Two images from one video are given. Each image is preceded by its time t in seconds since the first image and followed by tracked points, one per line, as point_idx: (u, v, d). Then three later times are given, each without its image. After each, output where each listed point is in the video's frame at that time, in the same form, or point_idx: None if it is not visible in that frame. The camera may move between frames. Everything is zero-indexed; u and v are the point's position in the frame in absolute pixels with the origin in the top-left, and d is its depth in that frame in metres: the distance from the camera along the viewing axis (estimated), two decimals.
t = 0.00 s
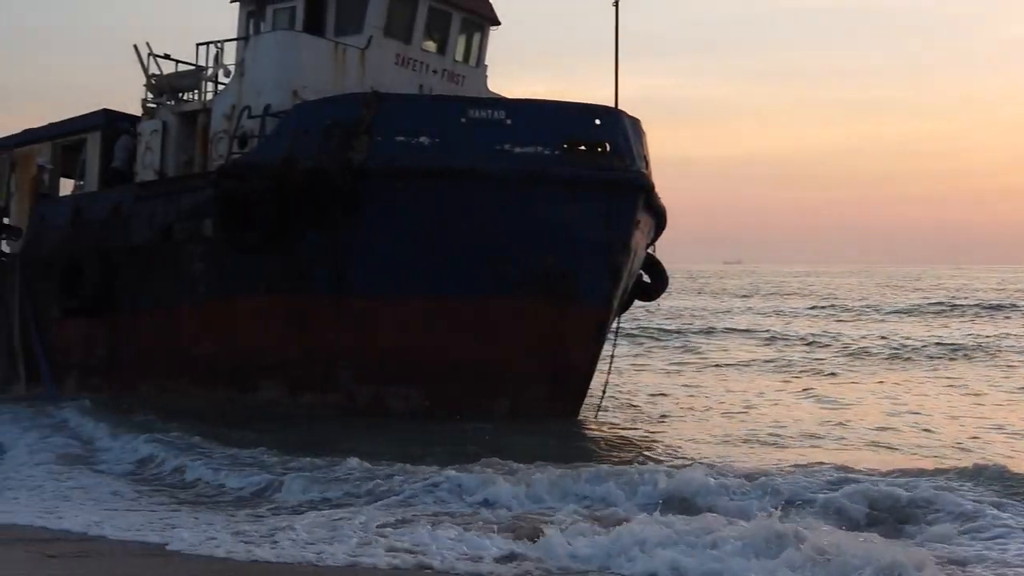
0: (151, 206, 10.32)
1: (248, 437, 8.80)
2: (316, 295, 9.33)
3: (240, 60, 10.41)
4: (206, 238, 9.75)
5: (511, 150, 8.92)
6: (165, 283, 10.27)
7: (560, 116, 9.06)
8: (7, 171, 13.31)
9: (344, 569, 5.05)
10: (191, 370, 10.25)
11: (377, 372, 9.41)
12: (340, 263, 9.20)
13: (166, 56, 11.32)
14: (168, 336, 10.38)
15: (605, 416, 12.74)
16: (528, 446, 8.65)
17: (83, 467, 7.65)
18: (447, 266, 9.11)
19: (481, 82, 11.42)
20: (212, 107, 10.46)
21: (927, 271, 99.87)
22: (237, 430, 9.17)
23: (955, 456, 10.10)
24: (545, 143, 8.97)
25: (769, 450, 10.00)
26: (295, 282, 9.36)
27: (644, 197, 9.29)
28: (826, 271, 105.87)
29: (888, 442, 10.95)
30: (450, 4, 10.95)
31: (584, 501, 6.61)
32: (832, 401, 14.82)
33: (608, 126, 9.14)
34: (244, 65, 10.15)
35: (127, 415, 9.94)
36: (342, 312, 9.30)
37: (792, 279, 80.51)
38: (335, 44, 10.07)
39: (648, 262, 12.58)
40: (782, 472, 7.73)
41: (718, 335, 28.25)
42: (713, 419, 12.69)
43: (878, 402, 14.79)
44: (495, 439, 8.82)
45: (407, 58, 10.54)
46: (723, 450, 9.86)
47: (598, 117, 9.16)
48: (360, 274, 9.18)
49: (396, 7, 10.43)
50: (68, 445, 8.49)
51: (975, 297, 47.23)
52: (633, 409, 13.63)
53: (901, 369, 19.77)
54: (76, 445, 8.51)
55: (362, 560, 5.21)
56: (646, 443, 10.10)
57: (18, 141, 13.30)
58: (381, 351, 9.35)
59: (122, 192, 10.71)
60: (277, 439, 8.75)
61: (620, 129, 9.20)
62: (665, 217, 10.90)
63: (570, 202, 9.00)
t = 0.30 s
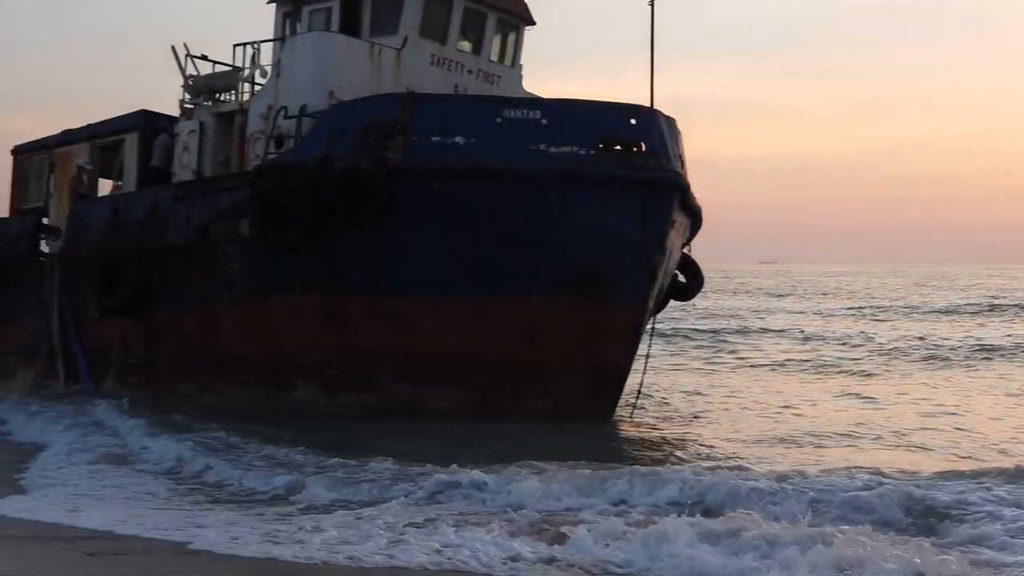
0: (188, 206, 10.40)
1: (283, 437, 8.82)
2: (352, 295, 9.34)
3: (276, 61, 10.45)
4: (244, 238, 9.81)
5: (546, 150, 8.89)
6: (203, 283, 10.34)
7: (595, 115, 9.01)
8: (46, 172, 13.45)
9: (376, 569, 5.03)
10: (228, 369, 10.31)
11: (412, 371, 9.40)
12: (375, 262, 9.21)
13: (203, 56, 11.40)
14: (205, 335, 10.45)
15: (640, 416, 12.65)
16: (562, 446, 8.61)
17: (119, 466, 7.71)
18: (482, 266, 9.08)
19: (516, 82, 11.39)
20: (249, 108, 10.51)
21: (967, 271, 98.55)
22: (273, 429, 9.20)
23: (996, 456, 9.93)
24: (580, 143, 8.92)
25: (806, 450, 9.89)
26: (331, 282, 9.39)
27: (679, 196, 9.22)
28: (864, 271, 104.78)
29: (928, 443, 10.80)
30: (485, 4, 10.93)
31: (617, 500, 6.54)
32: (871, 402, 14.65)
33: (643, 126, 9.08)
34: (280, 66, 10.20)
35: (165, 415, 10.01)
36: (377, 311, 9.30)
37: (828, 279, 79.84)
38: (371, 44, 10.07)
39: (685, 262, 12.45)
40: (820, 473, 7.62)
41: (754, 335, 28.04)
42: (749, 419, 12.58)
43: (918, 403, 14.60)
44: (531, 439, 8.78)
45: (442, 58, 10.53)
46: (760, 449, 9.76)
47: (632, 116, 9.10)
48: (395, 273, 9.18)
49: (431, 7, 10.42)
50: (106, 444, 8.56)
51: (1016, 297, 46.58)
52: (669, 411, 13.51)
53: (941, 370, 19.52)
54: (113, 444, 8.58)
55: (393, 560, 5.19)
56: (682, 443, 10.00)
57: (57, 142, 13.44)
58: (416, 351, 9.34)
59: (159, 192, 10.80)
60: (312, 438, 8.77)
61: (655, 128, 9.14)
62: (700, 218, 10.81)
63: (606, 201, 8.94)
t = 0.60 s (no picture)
0: (225, 207, 10.46)
1: (318, 436, 8.83)
2: (386, 295, 9.34)
3: (311, 62, 10.49)
4: (279, 238, 9.85)
5: (580, 149, 8.84)
6: (238, 282, 10.39)
7: (630, 115, 8.95)
8: (84, 172, 13.59)
9: (407, 570, 5.01)
10: (264, 368, 10.35)
11: (446, 370, 9.38)
12: (409, 262, 9.20)
13: (239, 57, 11.46)
14: (241, 335, 10.50)
15: (674, 416, 12.56)
16: (597, 446, 8.56)
17: (155, 464, 7.75)
18: (517, 265, 9.04)
19: (551, 82, 11.34)
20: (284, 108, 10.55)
21: (1007, 271, 97.21)
22: (308, 428, 9.21)
23: None
24: (615, 142, 8.87)
25: (843, 451, 9.78)
26: (366, 282, 9.39)
27: (715, 196, 9.14)
28: (901, 271, 103.67)
29: (968, 444, 10.65)
30: (519, 4, 10.89)
31: (649, 499, 6.47)
32: (908, 402, 14.48)
33: (678, 125, 9.02)
34: (315, 67, 10.23)
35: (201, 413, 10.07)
36: (411, 310, 9.30)
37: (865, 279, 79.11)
38: (406, 45, 10.07)
39: (720, 262, 12.32)
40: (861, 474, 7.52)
41: (789, 334, 27.81)
42: (785, 420, 12.46)
43: (957, 404, 14.41)
44: (566, 439, 8.72)
45: (477, 58, 10.51)
46: (797, 450, 9.66)
47: (667, 116, 9.04)
48: (429, 273, 9.16)
49: (466, 8, 10.40)
50: (143, 443, 8.63)
51: None
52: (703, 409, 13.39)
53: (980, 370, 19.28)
54: (149, 442, 8.64)
55: (424, 561, 5.16)
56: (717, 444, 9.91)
57: (95, 143, 13.58)
58: (451, 350, 9.33)
59: (196, 193, 10.88)
60: (347, 437, 8.78)
61: (690, 128, 9.08)
62: (735, 218, 10.72)
63: (641, 200, 8.87)
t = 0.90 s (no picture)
0: (260, 207, 10.51)
1: (352, 436, 8.84)
2: (421, 294, 9.33)
3: (345, 62, 10.50)
4: (314, 238, 9.87)
5: (614, 149, 8.79)
6: (273, 282, 10.44)
7: (664, 115, 8.89)
8: (121, 172, 13.72)
9: (442, 571, 4.97)
10: (299, 367, 10.37)
11: (480, 370, 9.35)
12: (444, 262, 9.18)
13: (274, 58, 11.51)
14: (277, 334, 10.54)
15: (708, 416, 12.47)
16: (632, 446, 8.48)
17: (191, 463, 7.79)
18: (551, 265, 8.99)
19: (585, 82, 11.28)
20: (319, 109, 10.58)
21: None
22: (343, 427, 9.22)
23: None
24: (650, 143, 8.81)
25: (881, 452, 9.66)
26: (400, 282, 9.39)
27: (750, 195, 9.05)
28: (938, 271, 102.47)
29: (1007, 445, 10.49)
30: (553, 4, 10.84)
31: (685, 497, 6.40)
32: (945, 403, 14.30)
33: (712, 125, 8.96)
34: (349, 67, 10.25)
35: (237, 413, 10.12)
36: (445, 310, 9.28)
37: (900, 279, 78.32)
38: (440, 45, 10.06)
39: (755, 262, 12.19)
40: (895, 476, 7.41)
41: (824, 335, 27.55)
42: (820, 420, 12.33)
43: (995, 404, 14.22)
44: (601, 439, 8.65)
45: (511, 58, 10.48)
46: (832, 450, 9.56)
47: (702, 116, 8.97)
48: (463, 273, 9.14)
49: (499, 8, 10.38)
50: (178, 442, 8.67)
51: None
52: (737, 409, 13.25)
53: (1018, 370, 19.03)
54: (186, 440, 8.69)
55: (459, 560, 5.14)
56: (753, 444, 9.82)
57: (130, 144, 13.69)
58: (485, 350, 9.29)
59: (231, 193, 10.94)
60: (382, 437, 8.77)
61: (724, 128, 9.02)
62: (769, 219, 10.62)
63: (675, 200, 8.81)
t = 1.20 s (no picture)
0: (294, 207, 10.55)
1: (386, 436, 8.84)
2: (454, 294, 9.31)
3: (378, 63, 10.51)
4: (348, 238, 9.89)
5: (647, 149, 8.73)
6: (307, 282, 10.47)
7: (698, 114, 8.81)
8: (157, 173, 13.84)
9: (478, 571, 4.96)
10: (333, 367, 10.40)
11: (513, 370, 9.32)
12: (476, 261, 9.16)
13: (308, 58, 11.55)
14: (311, 334, 10.57)
15: (741, 417, 12.36)
16: (667, 446, 8.42)
17: (224, 462, 7.82)
18: (585, 266, 8.94)
19: (618, 81, 11.22)
20: (353, 109, 10.59)
21: None
22: (376, 427, 9.23)
23: None
24: (684, 142, 8.74)
25: (920, 452, 9.54)
26: (433, 282, 9.38)
27: (784, 195, 8.96)
28: (975, 272, 101.18)
29: None
30: (587, 3, 10.79)
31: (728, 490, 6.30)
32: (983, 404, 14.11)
33: (747, 125, 8.88)
34: (382, 68, 10.26)
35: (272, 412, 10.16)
36: (478, 311, 9.26)
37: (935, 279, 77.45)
38: (474, 45, 10.04)
39: (789, 262, 12.06)
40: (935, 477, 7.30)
41: (857, 335, 27.28)
42: (855, 421, 12.20)
43: None
44: (634, 440, 8.59)
45: (544, 58, 10.44)
46: (870, 451, 9.44)
47: (736, 115, 8.89)
48: (496, 273, 9.11)
49: (533, 7, 10.34)
50: (214, 441, 8.71)
51: None
52: (772, 411, 13.12)
53: None
54: (221, 439, 8.73)
55: (494, 561, 5.12)
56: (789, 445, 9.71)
57: (165, 144, 13.76)
58: (518, 350, 9.26)
59: (266, 193, 10.99)
60: (415, 436, 8.75)
61: (758, 127, 8.93)
62: (803, 219, 10.53)
63: (709, 199, 8.73)
